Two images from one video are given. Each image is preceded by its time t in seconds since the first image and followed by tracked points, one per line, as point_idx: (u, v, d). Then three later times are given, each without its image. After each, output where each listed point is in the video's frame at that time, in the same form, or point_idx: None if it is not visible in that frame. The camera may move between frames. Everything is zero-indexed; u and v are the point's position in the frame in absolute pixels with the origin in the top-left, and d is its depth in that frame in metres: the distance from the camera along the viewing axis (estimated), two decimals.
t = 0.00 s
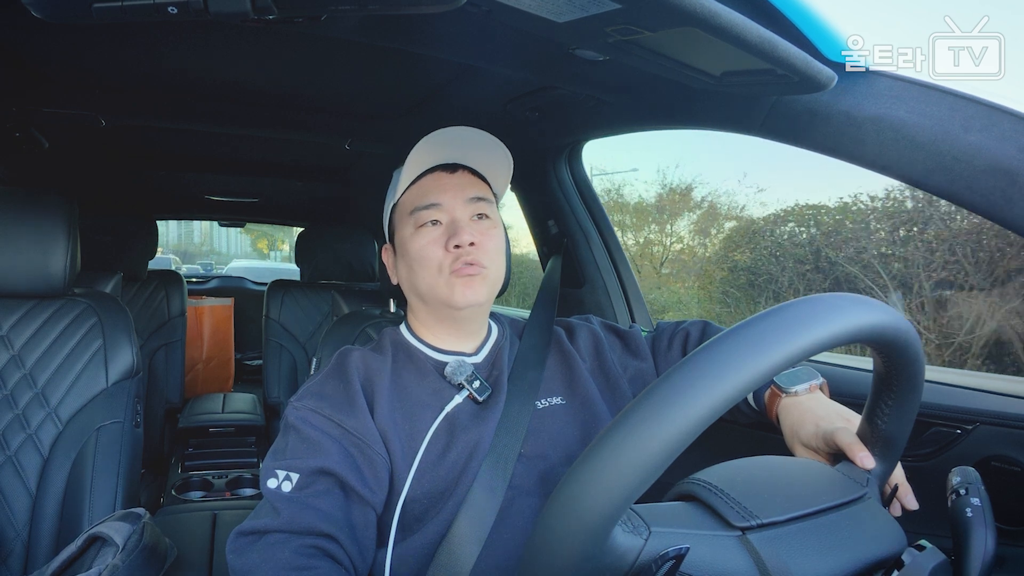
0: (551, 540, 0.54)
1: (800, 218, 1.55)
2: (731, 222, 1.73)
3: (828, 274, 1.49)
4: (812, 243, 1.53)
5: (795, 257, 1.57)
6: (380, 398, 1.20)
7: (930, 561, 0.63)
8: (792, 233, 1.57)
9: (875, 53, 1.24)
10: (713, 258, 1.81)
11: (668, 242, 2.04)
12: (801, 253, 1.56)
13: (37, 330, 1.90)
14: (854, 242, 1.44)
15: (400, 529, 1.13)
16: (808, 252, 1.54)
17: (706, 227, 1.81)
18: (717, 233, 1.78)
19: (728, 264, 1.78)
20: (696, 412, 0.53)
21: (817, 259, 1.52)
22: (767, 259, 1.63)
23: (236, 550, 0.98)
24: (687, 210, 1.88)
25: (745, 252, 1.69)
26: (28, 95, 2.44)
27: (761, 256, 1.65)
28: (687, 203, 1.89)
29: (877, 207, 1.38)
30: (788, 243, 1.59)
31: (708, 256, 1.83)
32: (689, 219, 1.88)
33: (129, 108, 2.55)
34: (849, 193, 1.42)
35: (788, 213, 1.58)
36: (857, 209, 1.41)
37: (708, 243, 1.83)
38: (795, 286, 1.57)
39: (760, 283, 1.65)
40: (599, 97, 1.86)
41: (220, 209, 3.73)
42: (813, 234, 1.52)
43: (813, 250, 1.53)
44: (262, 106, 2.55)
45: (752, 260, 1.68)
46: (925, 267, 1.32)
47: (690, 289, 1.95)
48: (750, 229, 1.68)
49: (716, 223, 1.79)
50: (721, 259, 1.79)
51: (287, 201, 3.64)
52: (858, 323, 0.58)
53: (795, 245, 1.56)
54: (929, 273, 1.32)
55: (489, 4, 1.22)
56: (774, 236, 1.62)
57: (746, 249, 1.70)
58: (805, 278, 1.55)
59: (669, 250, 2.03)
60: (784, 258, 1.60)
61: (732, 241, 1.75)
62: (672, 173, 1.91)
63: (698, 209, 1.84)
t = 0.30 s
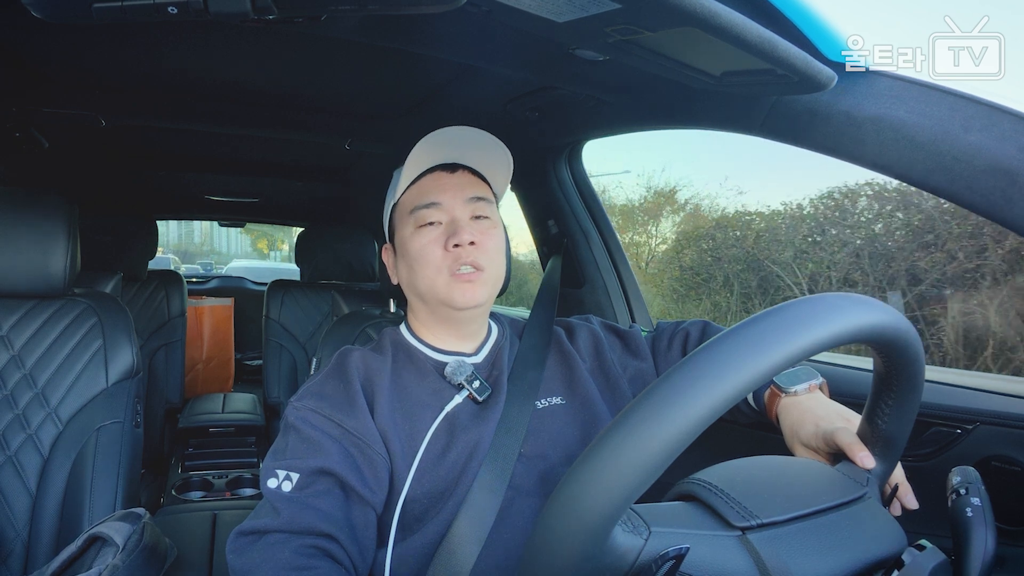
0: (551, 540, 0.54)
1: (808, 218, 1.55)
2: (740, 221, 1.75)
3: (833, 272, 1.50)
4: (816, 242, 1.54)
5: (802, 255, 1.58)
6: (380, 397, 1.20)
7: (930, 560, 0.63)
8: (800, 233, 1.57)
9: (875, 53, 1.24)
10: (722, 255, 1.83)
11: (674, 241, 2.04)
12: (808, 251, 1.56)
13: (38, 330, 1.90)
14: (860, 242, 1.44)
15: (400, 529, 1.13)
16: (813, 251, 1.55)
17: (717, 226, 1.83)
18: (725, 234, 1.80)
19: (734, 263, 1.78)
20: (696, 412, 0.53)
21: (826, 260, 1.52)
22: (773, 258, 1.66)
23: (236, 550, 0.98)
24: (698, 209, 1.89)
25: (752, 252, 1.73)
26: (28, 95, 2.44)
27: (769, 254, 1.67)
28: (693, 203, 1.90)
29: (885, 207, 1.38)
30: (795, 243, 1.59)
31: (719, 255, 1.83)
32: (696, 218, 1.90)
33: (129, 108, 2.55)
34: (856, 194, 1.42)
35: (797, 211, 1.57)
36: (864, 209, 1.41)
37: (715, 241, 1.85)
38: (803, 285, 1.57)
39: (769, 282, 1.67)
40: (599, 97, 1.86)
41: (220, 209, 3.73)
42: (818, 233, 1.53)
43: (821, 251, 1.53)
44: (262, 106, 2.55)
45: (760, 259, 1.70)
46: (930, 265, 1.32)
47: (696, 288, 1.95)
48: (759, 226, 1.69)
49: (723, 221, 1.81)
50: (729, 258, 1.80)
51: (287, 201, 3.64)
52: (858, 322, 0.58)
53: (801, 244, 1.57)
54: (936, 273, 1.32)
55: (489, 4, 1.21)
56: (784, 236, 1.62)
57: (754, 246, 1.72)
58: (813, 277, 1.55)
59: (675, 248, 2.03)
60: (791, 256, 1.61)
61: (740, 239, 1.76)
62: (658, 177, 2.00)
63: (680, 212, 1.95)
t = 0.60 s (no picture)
0: (551, 540, 0.54)
1: (812, 217, 1.54)
2: (743, 218, 1.74)
3: (839, 269, 1.50)
4: (821, 240, 1.53)
5: (805, 252, 1.57)
6: (380, 398, 1.20)
7: (930, 561, 0.63)
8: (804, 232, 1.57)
9: (875, 53, 1.23)
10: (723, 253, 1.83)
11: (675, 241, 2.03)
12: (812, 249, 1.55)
13: (38, 330, 1.90)
14: (866, 241, 1.44)
15: (400, 529, 1.13)
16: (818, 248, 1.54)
17: (716, 226, 1.83)
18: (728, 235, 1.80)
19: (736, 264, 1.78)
20: (696, 412, 0.53)
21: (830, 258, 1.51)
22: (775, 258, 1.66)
23: (236, 550, 0.98)
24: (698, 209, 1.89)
25: (754, 249, 1.71)
26: (28, 95, 2.44)
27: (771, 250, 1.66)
28: (691, 204, 1.91)
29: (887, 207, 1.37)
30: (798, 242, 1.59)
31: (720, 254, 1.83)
32: (698, 217, 1.89)
33: (129, 108, 2.55)
34: (857, 193, 1.42)
35: (800, 209, 1.56)
36: (869, 207, 1.40)
37: (716, 240, 1.85)
38: (805, 285, 1.56)
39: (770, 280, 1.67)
40: (599, 97, 1.86)
41: (220, 209, 3.73)
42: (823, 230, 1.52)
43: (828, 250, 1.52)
44: (262, 106, 2.54)
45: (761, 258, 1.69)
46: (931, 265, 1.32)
47: (695, 288, 1.96)
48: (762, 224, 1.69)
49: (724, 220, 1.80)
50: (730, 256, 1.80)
51: (287, 201, 3.64)
52: (858, 322, 0.58)
53: (804, 242, 1.57)
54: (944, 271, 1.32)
55: (489, 4, 1.21)
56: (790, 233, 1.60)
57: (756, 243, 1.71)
58: (815, 277, 1.54)
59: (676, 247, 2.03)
60: (792, 255, 1.61)
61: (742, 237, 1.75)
62: (652, 177, 2.03)
63: (663, 213, 2.04)
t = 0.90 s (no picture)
0: (550, 540, 0.54)
1: (816, 215, 1.54)
2: (747, 217, 1.74)
3: (843, 269, 1.50)
4: (825, 239, 1.54)
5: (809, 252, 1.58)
6: (380, 397, 1.20)
7: (930, 560, 0.63)
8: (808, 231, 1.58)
9: (875, 53, 1.23)
10: (726, 253, 1.83)
11: (676, 240, 2.04)
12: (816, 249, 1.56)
13: (38, 329, 1.90)
14: (869, 241, 1.44)
15: (400, 529, 1.13)
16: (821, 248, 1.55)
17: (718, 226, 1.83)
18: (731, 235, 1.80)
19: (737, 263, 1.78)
20: (695, 412, 0.53)
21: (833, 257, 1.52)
22: (779, 257, 1.66)
23: (236, 550, 0.98)
24: (699, 208, 1.89)
25: (759, 249, 1.72)
26: (28, 95, 2.44)
27: (776, 249, 1.67)
28: (694, 204, 1.90)
29: (888, 208, 1.37)
30: (803, 241, 1.59)
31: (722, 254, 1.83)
32: (699, 217, 1.89)
33: (129, 108, 2.55)
34: (858, 194, 1.42)
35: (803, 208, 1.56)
36: (871, 207, 1.40)
37: (718, 239, 1.85)
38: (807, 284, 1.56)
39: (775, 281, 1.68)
40: (599, 97, 1.86)
41: (220, 209, 3.73)
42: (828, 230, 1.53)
43: (832, 249, 1.53)
44: (262, 106, 2.54)
45: (766, 257, 1.70)
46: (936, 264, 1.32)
47: (698, 287, 1.96)
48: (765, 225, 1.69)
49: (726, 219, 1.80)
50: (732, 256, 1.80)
51: (287, 201, 3.64)
52: (858, 322, 0.58)
53: (809, 242, 1.57)
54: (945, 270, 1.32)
55: (489, 4, 1.21)
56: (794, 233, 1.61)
57: (760, 242, 1.71)
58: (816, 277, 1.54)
59: (677, 247, 2.03)
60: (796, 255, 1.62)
61: (745, 236, 1.76)
62: (652, 177, 2.03)
63: (647, 214, 2.15)
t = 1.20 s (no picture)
0: (551, 540, 0.54)
1: (817, 215, 1.54)
2: (746, 216, 1.74)
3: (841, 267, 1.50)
4: (824, 239, 1.53)
5: (807, 250, 1.57)
6: (379, 397, 1.20)
7: (930, 560, 0.63)
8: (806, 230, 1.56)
9: (875, 53, 1.23)
10: (726, 253, 1.83)
11: (676, 240, 2.03)
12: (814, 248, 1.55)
13: (37, 329, 1.90)
14: (870, 240, 1.44)
15: (400, 529, 1.13)
16: (820, 247, 1.54)
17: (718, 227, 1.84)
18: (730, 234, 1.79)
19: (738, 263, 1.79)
20: (695, 413, 0.53)
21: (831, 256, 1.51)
22: (779, 257, 1.66)
23: (236, 550, 0.97)
24: (700, 208, 1.89)
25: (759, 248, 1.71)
26: (28, 95, 2.44)
27: (777, 249, 1.66)
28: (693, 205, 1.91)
29: (888, 208, 1.37)
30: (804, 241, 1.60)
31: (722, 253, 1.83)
32: (701, 217, 1.89)
33: (129, 108, 2.56)
34: (856, 193, 1.42)
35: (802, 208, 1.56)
36: (872, 208, 1.40)
37: (718, 240, 1.85)
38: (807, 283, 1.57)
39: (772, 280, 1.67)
40: (599, 97, 1.87)
41: (220, 208, 3.73)
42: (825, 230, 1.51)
43: (830, 249, 1.52)
44: (262, 106, 2.54)
45: (765, 256, 1.70)
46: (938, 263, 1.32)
47: (698, 287, 1.96)
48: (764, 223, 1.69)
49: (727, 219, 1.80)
50: (733, 255, 1.80)
51: (287, 201, 3.64)
52: (858, 322, 0.58)
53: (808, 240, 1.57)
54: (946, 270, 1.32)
55: (489, 4, 1.21)
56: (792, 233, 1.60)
57: (761, 242, 1.71)
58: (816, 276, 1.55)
59: (677, 247, 2.04)
60: (796, 254, 1.61)
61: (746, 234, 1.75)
62: (652, 177, 2.03)
63: (629, 215, 2.25)
